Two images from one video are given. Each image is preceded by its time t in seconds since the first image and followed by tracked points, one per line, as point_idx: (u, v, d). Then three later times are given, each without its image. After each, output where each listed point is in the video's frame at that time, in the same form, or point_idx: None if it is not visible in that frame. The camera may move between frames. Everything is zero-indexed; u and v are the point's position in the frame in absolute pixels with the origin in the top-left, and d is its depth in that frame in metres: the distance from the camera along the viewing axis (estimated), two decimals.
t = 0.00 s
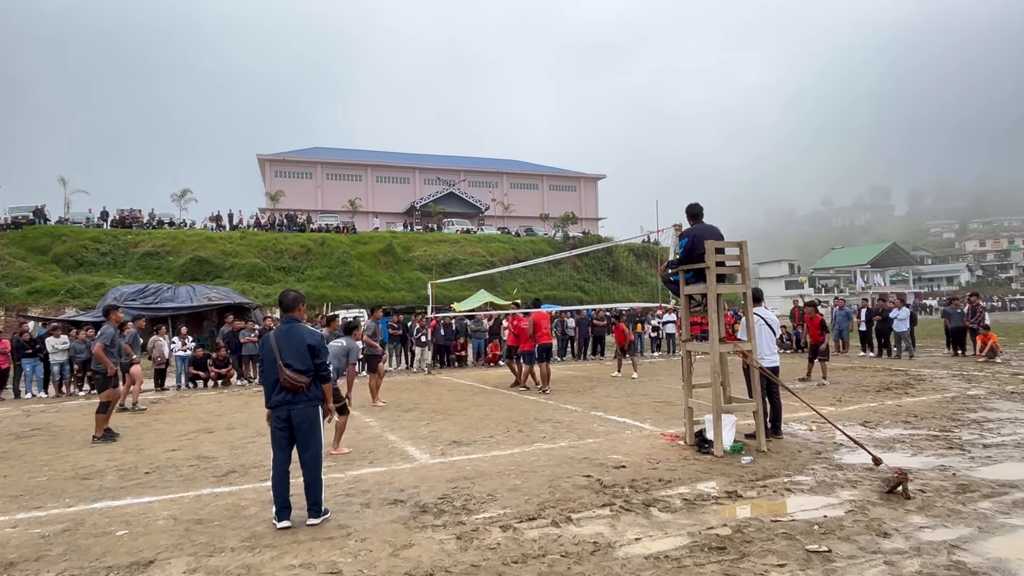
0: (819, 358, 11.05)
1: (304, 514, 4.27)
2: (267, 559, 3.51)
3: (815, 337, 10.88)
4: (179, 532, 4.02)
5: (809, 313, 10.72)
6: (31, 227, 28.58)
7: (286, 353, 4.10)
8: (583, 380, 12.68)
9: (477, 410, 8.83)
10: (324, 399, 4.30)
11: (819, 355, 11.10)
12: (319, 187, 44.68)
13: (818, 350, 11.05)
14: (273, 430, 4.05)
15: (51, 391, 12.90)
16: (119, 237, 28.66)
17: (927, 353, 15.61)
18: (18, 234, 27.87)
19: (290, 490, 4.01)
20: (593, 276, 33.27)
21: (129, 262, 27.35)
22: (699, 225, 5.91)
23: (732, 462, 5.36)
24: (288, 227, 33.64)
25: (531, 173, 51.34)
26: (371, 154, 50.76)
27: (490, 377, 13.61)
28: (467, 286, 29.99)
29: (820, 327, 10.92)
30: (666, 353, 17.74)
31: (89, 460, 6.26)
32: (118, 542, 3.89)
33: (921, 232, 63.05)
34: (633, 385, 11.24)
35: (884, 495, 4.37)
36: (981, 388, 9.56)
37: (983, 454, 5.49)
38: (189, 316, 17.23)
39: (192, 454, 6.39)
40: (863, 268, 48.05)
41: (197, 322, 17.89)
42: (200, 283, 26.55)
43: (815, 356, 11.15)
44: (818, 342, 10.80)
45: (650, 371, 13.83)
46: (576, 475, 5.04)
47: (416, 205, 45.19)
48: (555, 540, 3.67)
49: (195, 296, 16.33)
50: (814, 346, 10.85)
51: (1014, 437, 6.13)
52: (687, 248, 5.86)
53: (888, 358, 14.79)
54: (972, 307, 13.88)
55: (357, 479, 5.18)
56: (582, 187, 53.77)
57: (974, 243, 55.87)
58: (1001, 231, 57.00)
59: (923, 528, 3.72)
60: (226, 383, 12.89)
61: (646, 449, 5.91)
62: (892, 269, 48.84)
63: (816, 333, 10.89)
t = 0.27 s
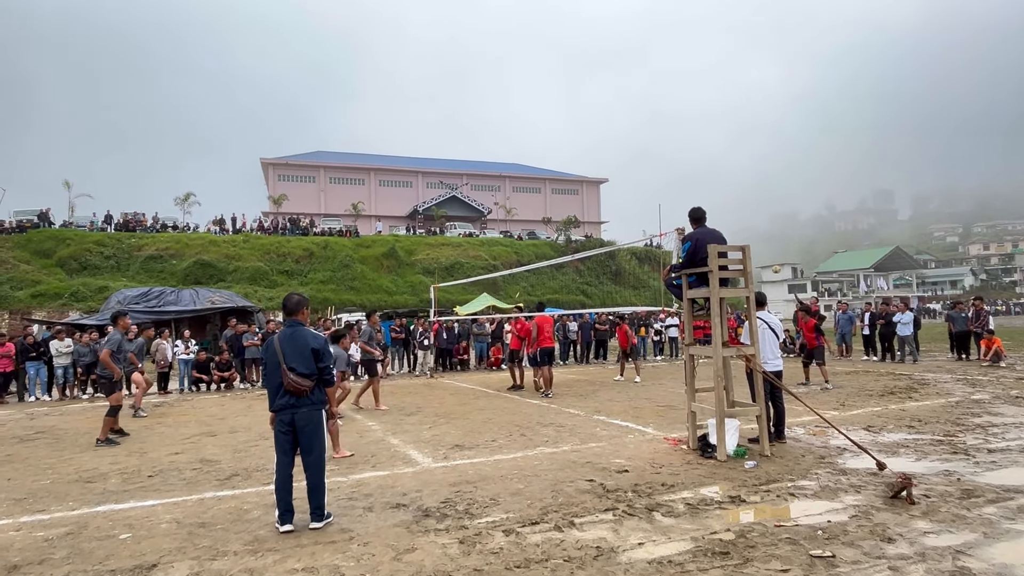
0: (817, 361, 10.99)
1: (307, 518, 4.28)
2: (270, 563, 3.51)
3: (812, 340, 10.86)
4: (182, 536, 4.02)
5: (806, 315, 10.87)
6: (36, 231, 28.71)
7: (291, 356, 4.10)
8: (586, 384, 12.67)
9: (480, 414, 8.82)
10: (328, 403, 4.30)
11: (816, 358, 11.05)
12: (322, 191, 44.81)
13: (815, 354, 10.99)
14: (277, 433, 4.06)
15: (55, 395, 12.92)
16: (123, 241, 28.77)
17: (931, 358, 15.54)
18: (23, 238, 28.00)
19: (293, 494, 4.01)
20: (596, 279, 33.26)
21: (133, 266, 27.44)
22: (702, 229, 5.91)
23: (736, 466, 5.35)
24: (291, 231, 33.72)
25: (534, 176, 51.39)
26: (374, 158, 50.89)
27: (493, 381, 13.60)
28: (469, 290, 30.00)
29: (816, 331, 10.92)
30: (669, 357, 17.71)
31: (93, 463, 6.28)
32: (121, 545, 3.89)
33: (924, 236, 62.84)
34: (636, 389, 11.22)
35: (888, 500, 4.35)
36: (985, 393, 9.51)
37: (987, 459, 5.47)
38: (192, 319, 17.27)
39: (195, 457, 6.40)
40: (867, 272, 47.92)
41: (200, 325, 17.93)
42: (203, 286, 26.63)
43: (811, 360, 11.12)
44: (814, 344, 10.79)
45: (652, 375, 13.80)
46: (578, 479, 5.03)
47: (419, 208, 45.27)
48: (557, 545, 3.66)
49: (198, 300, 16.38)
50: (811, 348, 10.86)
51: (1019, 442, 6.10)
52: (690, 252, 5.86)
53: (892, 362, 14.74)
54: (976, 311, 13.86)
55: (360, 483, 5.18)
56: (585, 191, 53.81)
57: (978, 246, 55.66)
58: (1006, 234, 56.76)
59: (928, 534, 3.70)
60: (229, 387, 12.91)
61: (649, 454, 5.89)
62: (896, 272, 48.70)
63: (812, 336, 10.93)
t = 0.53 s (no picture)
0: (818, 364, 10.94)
1: (311, 521, 4.28)
2: (274, 567, 3.51)
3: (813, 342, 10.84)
4: (186, 539, 4.03)
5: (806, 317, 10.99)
6: (42, 234, 28.86)
7: (296, 359, 4.10)
8: (589, 388, 12.65)
9: (483, 418, 8.81)
10: (332, 406, 4.31)
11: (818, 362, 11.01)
12: (326, 194, 44.93)
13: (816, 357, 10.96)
14: (282, 437, 4.07)
15: (59, 398, 12.95)
16: (128, 244, 28.89)
17: (936, 362, 15.46)
18: (29, 241, 28.15)
19: (297, 497, 4.02)
20: (599, 283, 33.25)
21: (138, 269, 27.55)
22: (706, 232, 5.90)
23: (741, 471, 5.33)
24: (295, 234, 33.80)
25: (537, 180, 51.44)
26: (378, 162, 51.02)
27: (496, 384, 13.59)
28: (473, 293, 30.00)
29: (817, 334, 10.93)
30: (673, 360, 17.67)
31: (97, 465, 6.30)
32: (126, 548, 3.90)
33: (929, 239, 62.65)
34: (640, 393, 11.19)
35: (893, 505, 4.33)
36: (991, 397, 9.46)
37: (994, 464, 5.44)
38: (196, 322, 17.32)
39: (199, 460, 6.42)
40: (871, 275, 47.77)
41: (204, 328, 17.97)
42: (208, 289, 26.71)
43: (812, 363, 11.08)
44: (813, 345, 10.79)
45: (656, 379, 13.76)
46: (582, 483, 5.02)
47: (422, 212, 45.34)
48: (561, 549, 3.65)
49: (202, 303, 16.43)
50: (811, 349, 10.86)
51: None
52: (695, 255, 5.84)
53: (897, 366, 14.67)
54: (981, 314, 13.80)
55: (363, 486, 5.18)
56: (588, 194, 53.82)
57: (983, 250, 55.42)
58: (1011, 238, 56.50)
59: (935, 539, 3.68)
60: (233, 390, 12.94)
61: (653, 458, 5.88)
62: (900, 276, 48.55)
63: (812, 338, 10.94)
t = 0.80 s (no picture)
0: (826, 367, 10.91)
1: (316, 524, 4.29)
2: (278, 570, 3.51)
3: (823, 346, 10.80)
4: (191, 541, 4.03)
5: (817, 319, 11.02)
6: (48, 237, 29.02)
7: (302, 362, 4.12)
8: (593, 391, 12.63)
9: (487, 421, 8.80)
10: (337, 409, 4.31)
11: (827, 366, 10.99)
12: (330, 197, 45.06)
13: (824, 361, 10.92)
14: (287, 439, 4.08)
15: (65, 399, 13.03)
16: (133, 246, 29.03)
17: (942, 366, 15.37)
18: (36, 243, 28.30)
19: (302, 500, 4.02)
20: (603, 286, 33.23)
21: (143, 271, 27.66)
22: (711, 235, 5.89)
23: (746, 475, 5.31)
24: (299, 237, 33.90)
25: (541, 183, 51.47)
26: (382, 165, 51.15)
27: (500, 387, 13.58)
28: (476, 296, 30.03)
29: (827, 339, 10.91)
30: (677, 364, 17.63)
31: (103, 468, 6.32)
32: (131, 550, 3.91)
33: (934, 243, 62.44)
34: (644, 396, 11.16)
35: (899, 510, 4.31)
36: (997, 401, 9.41)
37: (1001, 469, 5.40)
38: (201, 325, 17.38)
39: (204, 463, 6.43)
40: (876, 279, 47.60)
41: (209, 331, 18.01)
42: (213, 292, 26.80)
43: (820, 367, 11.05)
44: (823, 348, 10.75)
45: (660, 382, 13.73)
46: (586, 487, 5.01)
47: (426, 215, 45.42)
48: (566, 553, 3.64)
49: (207, 305, 16.49)
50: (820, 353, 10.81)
51: None
52: (699, 259, 5.84)
53: (902, 370, 14.60)
54: (988, 318, 13.75)
55: (368, 489, 5.18)
56: (592, 197, 53.83)
57: (989, 253, 55.15)
58: (1017, 242, 56.20)
59: (941, 544, 3.66)
60: (238, 393, 12.97)
61: (658, 461, 5.86)
62: (905, 280, 48.36)
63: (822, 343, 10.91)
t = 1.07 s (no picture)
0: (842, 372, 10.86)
1: (320, 526, 4.29)
2: (282, 572, 3.51)
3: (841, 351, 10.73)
4: (196, 543, 4.04)
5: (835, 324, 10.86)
6: (54, 239, 29.19)
7: (307, 365, 4.13)
8: (597, 393, 12.62)
9: (491, 423, 8.80)
10: (342, 411, 4.31)
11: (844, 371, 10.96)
12: (335, 200, 45.19)
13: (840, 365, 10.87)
14: (292, 441, 4.08)
15: (70, 401, 13.06)
16: (139, 249, 29.17)
17: (947, 369, 15.30)
18: (42, 246, 28.45)
19: (306, 502, 4.03)
20: (606, 288, 33.22)
21: (148, 274, 27.78)
22: (716, 237, 5.88)
23: (750, 478, 5.29)
24: (304, 239, 34.00)
25: (545, 185, 51.50)
26: (386, 167, 51.29)
27: (504, 390, 13.58)
28: (480, 298, 30.05)
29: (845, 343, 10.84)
30: (681, 366, 17.60)
31: (108, 469, 6.35)
32: (136, 551, 3.92)
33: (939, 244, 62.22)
34: (648, 399, 11.15)
35: (906, 514, 4.29)
36: (1004, 405, 9.36)
37: (1008, 473, 5.37)
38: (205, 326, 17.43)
39: (208, 465, 6.45)
40: (881, 281, 47.46)
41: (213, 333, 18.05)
42: (217, 294, 26.89)
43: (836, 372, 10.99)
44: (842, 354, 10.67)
45: (663, 385, 13.70)
46: (590, 490, 5.00)
47: (430, 217, 45.48)
48: (570, 556, 3.64)
49: (212, 307, 16.53)
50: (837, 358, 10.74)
51: None
52: (703, 261, 5.82)
53: (908, 372, 14.55)
54: (994, 320, 13.69)
55: (372, 491, 5.18)
56: (596, 200, 53.84)
57: (995, 256, 54.89)
58: None
59: (948, 549, 3.64)
60: (242, 394, 13.00)
61: (662, 464, 5.85)
62: (910, 282, 48.20)
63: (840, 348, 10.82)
